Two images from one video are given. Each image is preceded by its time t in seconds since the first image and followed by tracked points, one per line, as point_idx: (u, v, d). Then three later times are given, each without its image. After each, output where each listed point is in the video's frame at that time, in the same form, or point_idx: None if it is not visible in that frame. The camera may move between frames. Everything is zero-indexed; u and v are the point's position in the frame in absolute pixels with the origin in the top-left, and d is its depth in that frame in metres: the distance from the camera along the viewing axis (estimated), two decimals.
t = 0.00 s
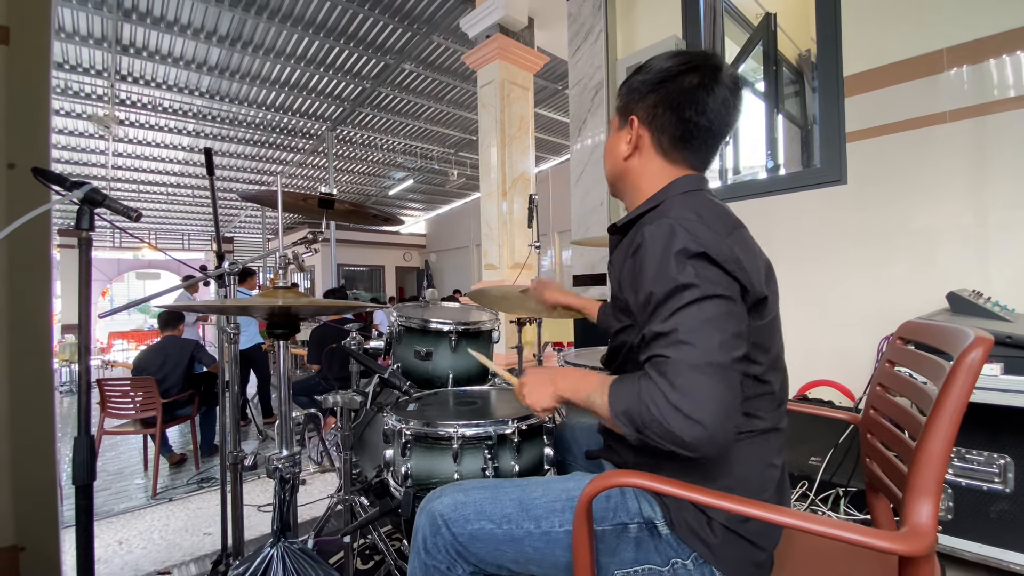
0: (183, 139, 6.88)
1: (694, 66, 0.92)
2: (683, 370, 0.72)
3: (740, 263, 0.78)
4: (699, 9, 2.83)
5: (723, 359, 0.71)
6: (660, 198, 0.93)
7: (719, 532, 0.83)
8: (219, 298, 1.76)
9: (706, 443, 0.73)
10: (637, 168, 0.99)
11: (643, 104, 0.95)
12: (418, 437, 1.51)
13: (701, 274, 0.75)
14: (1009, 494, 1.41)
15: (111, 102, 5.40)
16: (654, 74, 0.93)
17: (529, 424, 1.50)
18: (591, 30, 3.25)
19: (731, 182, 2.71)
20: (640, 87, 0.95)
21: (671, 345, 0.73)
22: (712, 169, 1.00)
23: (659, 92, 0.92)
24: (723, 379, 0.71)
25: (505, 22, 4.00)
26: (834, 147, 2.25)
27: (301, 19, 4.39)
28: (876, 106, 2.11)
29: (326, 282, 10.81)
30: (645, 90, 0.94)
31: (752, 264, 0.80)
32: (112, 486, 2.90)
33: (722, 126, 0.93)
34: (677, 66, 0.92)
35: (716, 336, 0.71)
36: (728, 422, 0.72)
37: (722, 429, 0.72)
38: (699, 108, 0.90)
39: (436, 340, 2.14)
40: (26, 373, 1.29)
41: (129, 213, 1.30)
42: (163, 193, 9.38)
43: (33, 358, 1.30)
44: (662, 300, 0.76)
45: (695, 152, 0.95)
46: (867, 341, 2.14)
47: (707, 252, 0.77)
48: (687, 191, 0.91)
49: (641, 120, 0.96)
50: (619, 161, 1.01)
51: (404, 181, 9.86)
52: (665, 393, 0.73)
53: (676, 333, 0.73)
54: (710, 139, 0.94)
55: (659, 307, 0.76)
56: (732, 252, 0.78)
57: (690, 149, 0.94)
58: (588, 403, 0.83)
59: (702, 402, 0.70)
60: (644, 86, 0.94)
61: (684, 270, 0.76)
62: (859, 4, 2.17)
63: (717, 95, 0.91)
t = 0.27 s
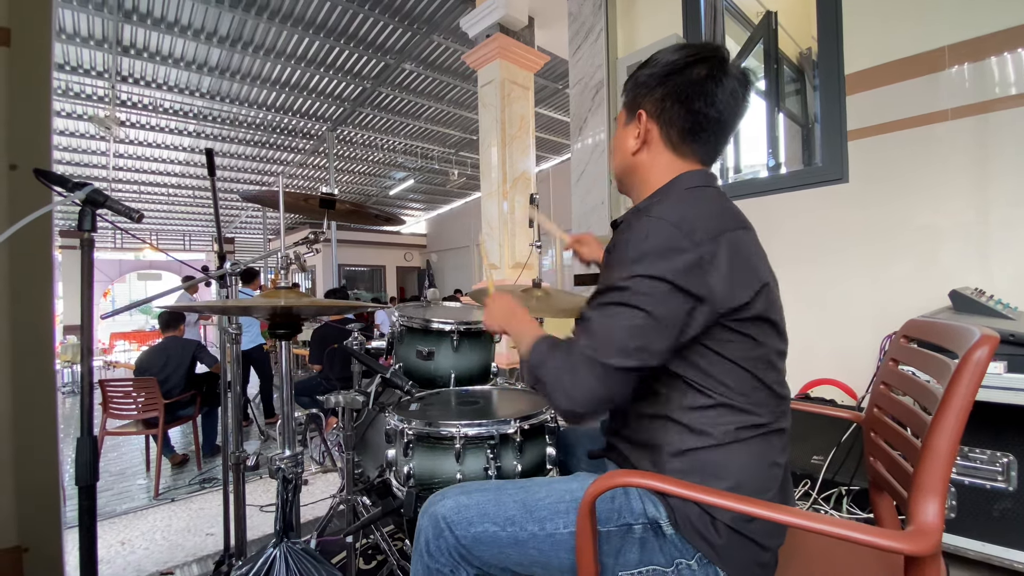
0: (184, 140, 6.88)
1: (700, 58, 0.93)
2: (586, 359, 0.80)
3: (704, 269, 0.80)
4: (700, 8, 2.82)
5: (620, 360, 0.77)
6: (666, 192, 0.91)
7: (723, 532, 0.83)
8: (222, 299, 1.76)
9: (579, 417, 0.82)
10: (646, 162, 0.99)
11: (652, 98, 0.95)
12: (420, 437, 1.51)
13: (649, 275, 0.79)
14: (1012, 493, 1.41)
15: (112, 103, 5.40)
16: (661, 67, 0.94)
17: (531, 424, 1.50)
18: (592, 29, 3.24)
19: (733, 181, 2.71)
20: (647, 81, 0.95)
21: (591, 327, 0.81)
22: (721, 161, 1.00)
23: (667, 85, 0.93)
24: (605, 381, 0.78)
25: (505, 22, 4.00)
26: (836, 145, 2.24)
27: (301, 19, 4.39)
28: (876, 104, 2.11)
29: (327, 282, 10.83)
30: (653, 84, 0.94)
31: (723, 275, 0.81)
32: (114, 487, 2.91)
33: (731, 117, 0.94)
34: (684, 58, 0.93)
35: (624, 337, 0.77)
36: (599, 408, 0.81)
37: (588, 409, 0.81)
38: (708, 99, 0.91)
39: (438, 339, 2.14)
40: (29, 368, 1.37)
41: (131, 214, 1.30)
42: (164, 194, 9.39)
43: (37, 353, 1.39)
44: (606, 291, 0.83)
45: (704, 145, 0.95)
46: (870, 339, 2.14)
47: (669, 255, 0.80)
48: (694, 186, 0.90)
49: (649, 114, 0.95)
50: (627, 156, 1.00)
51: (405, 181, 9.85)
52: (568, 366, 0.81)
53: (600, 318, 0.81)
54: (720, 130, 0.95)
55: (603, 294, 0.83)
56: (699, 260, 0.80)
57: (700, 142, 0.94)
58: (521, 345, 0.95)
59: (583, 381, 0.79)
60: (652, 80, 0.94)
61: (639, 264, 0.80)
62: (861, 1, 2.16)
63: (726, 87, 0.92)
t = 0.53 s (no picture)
0: (184, 140, 6.88)
1: (700, 53, 0.93)
2: (540, 328, 0.90)
3: (677, 273, 0.83)
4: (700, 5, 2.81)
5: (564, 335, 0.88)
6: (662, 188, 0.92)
7: (723, 530, 0.82)
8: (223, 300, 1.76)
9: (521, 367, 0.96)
10: (646, 159, 0.99)
11: (650, 95, 0.95)
12: (422, 437, 1.51)
13: (619, 270, 0.84)
14: (1016, 491, 1.40)
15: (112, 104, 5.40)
16: (660, 64, 0.94)
17: (533, 424, 1.50)
18: (591, 27, 3.23)
19: (734, 179, 2.70)
20: (647, 78, 0.95)
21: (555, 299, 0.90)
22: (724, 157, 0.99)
23: (665, 81, 0.93)
24: (545, 346, 0.90)
25: (505, 21, 3.99)
26: (837, 143, 2.22)
27: (300, 19, 4.38)
28: (878, 101, 2.10)
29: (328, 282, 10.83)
30: (652, 80, 0.95)
31: (697, 280, 0.83)
32: (116, 487, 2.91)
33: (733, 111, 0.92)
34: (683, 53, 0.93)
35: (572, 316, 0.87)
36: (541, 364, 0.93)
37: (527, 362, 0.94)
38: (706, 94, 0.90)
39: (439, 340, 2.13)
40: (31, 370, 1.38)
41: (131, 216, 1.29)
42: (164, 195, 9.39)
43: (38, 354, 1.39)
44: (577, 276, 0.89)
45: (704, 140, 0.94)
46: (872, 337, 2.14)
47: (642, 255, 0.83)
48: (689, 184, 0.91)
49: (648, 111, 0.96)
50: (628, 153, 1.02)
51: (405, 181, 9.84)
52: (526, 322, 0.92)
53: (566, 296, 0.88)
54: (720, 125, 0.93)
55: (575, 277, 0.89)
56: (672, 263, 0.83)
57: (700, 137, 0.94)
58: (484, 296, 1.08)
59: (529, 340, 0.91)
60: (650, 77, 0.95)
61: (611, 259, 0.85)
62: None
63: (726, 80, 0.91)
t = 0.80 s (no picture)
0: (187, 142, 6.91)
1: (690, 53, 0.92)
2: (526, 321, 0.90)
3: (662, 271, 0.83)
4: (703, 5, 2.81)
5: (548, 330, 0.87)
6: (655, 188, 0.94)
7: (725, 531, 0.83)
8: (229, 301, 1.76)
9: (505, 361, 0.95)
10: (639, 161, 1.01)
11: (641, 97, 0.96)
12: (426, 437, 1.52)
13: (604, 268, 0.84)
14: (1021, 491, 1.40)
15: (115, 106, 5.43)
16: (650, 67, 0.94)
17: (537, 424, 1.51)
18: (594, 28, 3.24)
19: (736, 179, 2.70)
20: (638, 81, 0.96)
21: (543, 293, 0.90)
22: (718, 154, 0.98)
23: (654, 84, 0.93)
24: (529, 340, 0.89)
25: (507, 22, 4.00)
26: (840, 142, 2.22)
27: (302, 20, 4.40)
28: (881, 100, 2.10)
29: (331, 283, 10.85)
30: (643, 83, 0.95)
31: (683, 280, 0.83)
32: (121, 488, 2.93)
33: (724, 109, 0.91)
34: (672, 55, 0.92)
35: (561, 313, 0.86)
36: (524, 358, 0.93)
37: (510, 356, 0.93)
38: (693, 95, 0.90)
39: (442, 340, 2.13)
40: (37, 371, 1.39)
41: (137, 217, 1.30)
42: (167, 196, 9.43)
43: (44, 356, 1.40)
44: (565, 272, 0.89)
45: (695, 140, 0.94)
46: (875, 337, 2.13)
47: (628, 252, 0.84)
48: (679, 184, 0.91)
49: (639, 114, 0.97)
50: (624, 156, 1.03)
51: (408, 181, 9.86)
52: (513, 314, 0.92)
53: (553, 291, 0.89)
54: (712, 124, 0.93)
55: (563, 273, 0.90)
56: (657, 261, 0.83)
57: (690, 138, 0.94)
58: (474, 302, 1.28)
59: (513, 334, 0.91)
60: (641, 79, 0.96)
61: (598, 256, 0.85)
62: None
63: (713, 80, 0.90)
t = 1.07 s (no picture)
0: (187, 142, 6.91)
1: (675, 56, 0.92)
2: (510, 302, 0.90)
3: (645, 265, 0.83)
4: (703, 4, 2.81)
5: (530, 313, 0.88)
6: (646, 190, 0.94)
7: (726, 531, 0.83)
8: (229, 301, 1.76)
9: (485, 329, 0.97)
10: (632, 164, 1.01)
11: (629, 101, 0.96)
12: (426, 437, 1.52)
13: (589, 257, 0.84)
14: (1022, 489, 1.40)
15: (115, 107, 5.42)
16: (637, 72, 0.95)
17: (537, 424, 1.51)
18: (593, 27, 3.23)
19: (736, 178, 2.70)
20: (627, 86, 0.96)
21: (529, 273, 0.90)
22: (712, 153, 0.98)
23: (641, 89, 0.94)
24: (511, 317, 0.91)
25: (506, 21, 3.99)
26: (840, 141, 2.22)
27: (302, 20, 4.39)
28: (881, 99, 2.10)
29: (331, 283, 10.85)
30: (630, 88, 0.95)
31: (667, 277, 0.83)
32: (122, 488, 2.93)
33: (711, 109, 0.91)
34: (658, 60, 0.93)
35: (545, 297, 0.87)
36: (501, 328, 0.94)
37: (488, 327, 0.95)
38: (679, 97, 0.90)
39: (442, 340, 2.13)
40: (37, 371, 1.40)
41: (137, 218, 1.30)
42: (167, 197, 9.42)
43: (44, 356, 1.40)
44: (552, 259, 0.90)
45: (686, 141, 0.94)
46: (875, 335, 2.13)
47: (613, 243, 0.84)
48: (669, 184, 0.91)
49: (628, 119, 0.97)
50: (617, 161, 1.03)
51: (407, 181, 9.85)
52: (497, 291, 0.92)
53: (539, 273, 0.89)
54: (700, 125, 0.92)
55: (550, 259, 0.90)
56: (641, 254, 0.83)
57: (681, 139, 0.94)
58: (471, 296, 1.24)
59: (496, 309, 0.92)
60: (628, 86, 0.96)
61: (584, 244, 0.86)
62: None
63: (699, 80, 0.89)
